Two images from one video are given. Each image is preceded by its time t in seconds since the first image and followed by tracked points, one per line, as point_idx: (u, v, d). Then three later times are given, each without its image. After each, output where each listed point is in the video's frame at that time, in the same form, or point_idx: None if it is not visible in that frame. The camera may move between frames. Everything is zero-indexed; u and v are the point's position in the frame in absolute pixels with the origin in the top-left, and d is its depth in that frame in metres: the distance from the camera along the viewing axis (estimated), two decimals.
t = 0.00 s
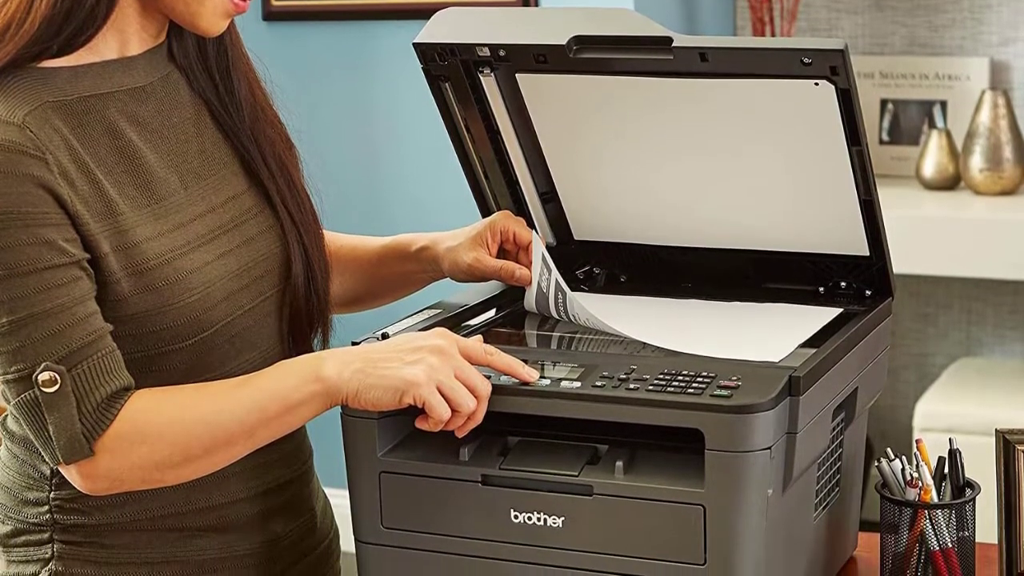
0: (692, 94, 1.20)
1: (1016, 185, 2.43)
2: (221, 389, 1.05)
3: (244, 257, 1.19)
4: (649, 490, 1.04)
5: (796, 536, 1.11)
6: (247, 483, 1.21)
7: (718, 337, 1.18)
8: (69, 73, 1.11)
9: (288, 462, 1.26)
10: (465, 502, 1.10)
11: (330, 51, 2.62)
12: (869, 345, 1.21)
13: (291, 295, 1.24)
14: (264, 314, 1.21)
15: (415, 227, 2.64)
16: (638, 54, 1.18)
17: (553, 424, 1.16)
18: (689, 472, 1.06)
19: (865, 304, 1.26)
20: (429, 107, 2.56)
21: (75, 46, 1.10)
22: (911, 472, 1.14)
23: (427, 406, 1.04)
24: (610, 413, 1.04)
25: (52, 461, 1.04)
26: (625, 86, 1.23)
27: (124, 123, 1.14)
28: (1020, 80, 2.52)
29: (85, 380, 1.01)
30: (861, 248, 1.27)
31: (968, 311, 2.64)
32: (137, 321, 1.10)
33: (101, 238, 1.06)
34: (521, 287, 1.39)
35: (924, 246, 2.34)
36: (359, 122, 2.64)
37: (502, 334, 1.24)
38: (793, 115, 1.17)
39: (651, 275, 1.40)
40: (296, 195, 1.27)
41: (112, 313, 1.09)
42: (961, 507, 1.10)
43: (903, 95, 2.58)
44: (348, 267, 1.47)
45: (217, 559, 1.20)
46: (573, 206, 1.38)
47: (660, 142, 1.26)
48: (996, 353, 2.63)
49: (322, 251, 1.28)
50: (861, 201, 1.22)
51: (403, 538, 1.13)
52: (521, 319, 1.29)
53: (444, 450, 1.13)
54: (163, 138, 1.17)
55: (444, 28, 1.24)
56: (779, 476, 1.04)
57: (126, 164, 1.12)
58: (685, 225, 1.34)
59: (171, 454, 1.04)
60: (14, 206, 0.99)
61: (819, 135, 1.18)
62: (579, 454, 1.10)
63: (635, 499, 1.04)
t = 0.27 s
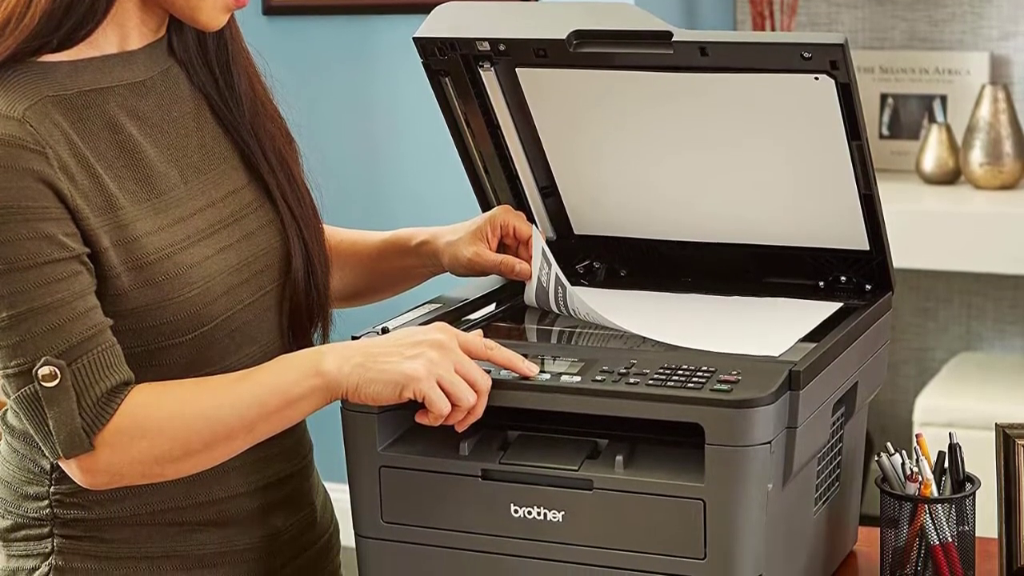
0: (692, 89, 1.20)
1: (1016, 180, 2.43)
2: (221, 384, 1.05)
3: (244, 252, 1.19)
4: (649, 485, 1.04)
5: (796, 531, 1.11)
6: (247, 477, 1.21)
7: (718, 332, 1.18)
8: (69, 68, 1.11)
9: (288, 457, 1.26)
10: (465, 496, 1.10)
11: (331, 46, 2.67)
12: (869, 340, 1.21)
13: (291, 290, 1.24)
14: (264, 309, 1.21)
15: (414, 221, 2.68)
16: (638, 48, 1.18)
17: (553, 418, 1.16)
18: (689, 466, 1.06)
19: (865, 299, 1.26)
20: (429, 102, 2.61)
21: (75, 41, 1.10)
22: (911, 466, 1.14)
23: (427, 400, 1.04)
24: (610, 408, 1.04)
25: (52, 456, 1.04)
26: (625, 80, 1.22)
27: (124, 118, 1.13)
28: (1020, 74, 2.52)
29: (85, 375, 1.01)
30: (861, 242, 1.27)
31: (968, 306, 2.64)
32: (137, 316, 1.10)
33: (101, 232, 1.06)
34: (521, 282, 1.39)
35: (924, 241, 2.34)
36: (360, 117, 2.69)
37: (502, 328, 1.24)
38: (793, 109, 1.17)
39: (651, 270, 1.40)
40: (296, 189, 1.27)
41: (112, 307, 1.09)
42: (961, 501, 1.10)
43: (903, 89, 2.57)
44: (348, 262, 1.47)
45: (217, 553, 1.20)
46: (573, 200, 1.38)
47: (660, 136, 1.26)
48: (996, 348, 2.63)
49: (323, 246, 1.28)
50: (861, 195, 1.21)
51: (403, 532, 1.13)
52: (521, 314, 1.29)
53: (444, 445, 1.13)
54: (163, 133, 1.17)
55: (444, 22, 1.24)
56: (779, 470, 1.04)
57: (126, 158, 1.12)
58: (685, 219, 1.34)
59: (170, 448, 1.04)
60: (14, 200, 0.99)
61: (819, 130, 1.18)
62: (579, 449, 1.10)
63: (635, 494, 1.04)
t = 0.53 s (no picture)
0: (692, 83, 1.20)
1: (1016, 174, 2.43)
2: (222, 378, 1.05)
3: (244, 246, 1.19)
4: (650, 479, 1.04)
5: (796, 525, 1.11)
6: (247, 471, 1.21)
7: (718, 326, 1.18)
8: (68, 62, 1.11)
9: (288, 451, 1.26)
10: (465, 491, 1.10)
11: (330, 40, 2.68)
12: (869, 334, 1.21)
13: (291, 284, 1.24)
14: (263, 303, 1.21)
15: (414, 215, 2.70)
16: (638, 43, 1.17)
17: (553, 413, 1.16)
18: (689, 460, 1.06)
19: (865, 293, 1.26)
20: (429, 96, 2.63)
21: (75, 36, 1.10)
22: (911, 461, 1.14)
23: (427, 394, 1.04)
24: (610, 402, 1.04)
25: (52, 450, 1.04)
26: (625, 74, 1.22)
27: (124, 112, 1.13)
28: (1020, 69, 2.52)
29: (85, 369, 1.01)
30: (861, 236, 1.27)
31: (968, 300, 2.64)
32: (137, 310, 1.10)
33: (101, 227, 1.06)
34: (521, 276, 1.39)
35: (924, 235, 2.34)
36: (359, 111, 2.70)
37: (502, 323, 1.24)
38: (794, 104, 1.17)
39: (651, 264, 1.40)
40: (296, 183, 1.27)
41: (112, 302, 1.09)
42: (960, 496, 1.10)
43: (903, 84, 2.58)
44: (348, 256, 1.47)
45: (217, 548, 1.20)
46: (573, 194, 1.38)
47: (660, 130, 1.26)
48: (995, 342, 2.63)
49: (322, 240, 1.28)
50: (861, 189, 1.21)
51: (403, 526, 1.13)
52: (521, 308, 1.29)
53: (444, 439, 1.13)
54: (163, 128, 1.17)
55: (444, 17, 1.24)
56: (779, 464, 1.04)
57: (126, 152, 1.11)
58: (685, 213, 1.34)
59: (170, 443, 1.04)
60: (14, 195, 0.99)
61: (819, 124, 1.18)
62: (579, 443, 1.10)
63: (635, 488, 1.04)
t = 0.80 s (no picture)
0: (692, 77, 1.20)
1: (1016, 168, 2.43)
2: (222, 372, 1.05)
3: (244, 240, 1.19)
4: (649, 474, 1.04)
5: (796, 519, 1.11)
6: (248, 465, 1.21)
7: (718, 320, 1.18)
8: (68, 56, 1.11)
9: (288, 445, 1.26)
10: (465, 485, 1.10)
11: (330, 34, 2.68)
12: (869, 328, 1.21)
13: (291, 278, 1.24)
14: (264, 298, 1.21)
15: (414, 208, 2.71)
16: (638, 37, 1.17)
17: (553, 407, 1.16)
18: (689, 454, 1.06)
19: (866, 288, 1.25)
20: (430, 90, 2.63)
21: (75, 29, 1.09)
22: (911, 455, 1.14)
23: (427, 388, 1.04)
24: (610, 396, 1.04)
25: (52, 444, 1.04)
26: (625, 68, 1.22)
27: (124, 107, 1.13)
28: (1020, 63, 2.52)
29: (85, 363, 1.01)
30: (861, 230, 1.27)
31: (968, 294, 2.64)
32: (137, 304, 1.10)
33: (101, 221, 1.06)
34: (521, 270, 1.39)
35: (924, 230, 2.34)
36: (359, 105, 2.70)
37: (502, 317, 1.23)
38: (794, 98, 1.17)
39: (651, 259, 1.39)
40: (296, 177, 1.27)
41: (112, 296, 1.09)
42: (961, 490, 1.10)
43: (903, 77, 2.57)
44: (348, 250, 1.47)
45: (217, 542, 1.20)
46: (573, 189, 1.38)
47: (660, 124, 1.26)
48: (996, 336, 2.63)
49: (322, 234, 1.28)
50: (861, 183, 1.21)
51: (403, 520, 1.13)
52: (521, 302, 1.29)
53: (444, 433, 1.13)
54: (163, 122, 1.17)
55: (444, 11, 1.24)
56: (779, 458, 1.04)
57: (126, 146, 1.11)
58: (685, 207, 1.34)
59: (170, 437, 1.04)
60: (14, 189, 0.98)
61: (819, 118, 1.18)
62: (579, 437, 1.10)
63: (635, 482, 1.04)
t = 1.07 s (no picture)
0: (692, 71, 1.20)
1: (1016, 162, 2.43)
2: (222, 366, 1.05)
3: (244, 234, 1.19)
4: (650, 468, 1.04)
5: (796, 513, 1.11)
6: (248, 460, 1.21)
7: (718, 314, 1.18)
8: (68, 50, 1.10)
9: (288, 439, 1.26)
10: (465, 479, 1.10)
11: (330, 28, 2.68)
12: (869, 322, 1.21)
13: (291, 272, 1.24)
14: (264, 292, 1.21)
15: (414, 201, 2.71)
16: (638, 31, 1.17)
17: (554, 401, 1.16)
18: (690, 448, 1.06)
19: (865, 281, 1.25)
20: (430, 84, 2.63)
21: (75, 23, 1.09)
22: (911, 449, 1.14)
23: (427, 382, 1.04)
24: (610, 391, 1.04)
25: (52, 438, 1.04)
26: (625, 62, 1.22)
27: (124, 101, 1.13)
28: (1019, 57, 2.52)
29: (85, 357, 1.01)
30: (861, 225, 1.27)
31: (968, 288, 2.64)
32: (137, 298, 1.10)
33: (101, 215, 1.06)
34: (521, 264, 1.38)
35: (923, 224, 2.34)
36: (359, 99, 2.70)
37: (502, 311, 1.23)
38: (795, 92, 1.17)
39: (651, 254, 1.39)
40: (296, 171, 1.27)
41: (112, 290, 1.09)
42: (960, 484, 1.10)
43: (903, 72, 2.58)
44: (348, 244, 1.47)
45: (217, 536, 1.20)
46: (574, 183, 1.38)
47: (660, 118, 1.26)
48: (996, 330, 2.64)
49: (322, 228, 1.28)
50: (861, 177, 1.21)
51: (404, 514, 1.13)
52: (521, 296, 1.29)
53: (444, 427, 1.13)
54: (163, 116, 1.17)
55: (444, 5, 1.23)
56: (779, 453, 1.04)
57: (126, 140, 1.11)
58: (685, 201, 1.34)
59: (170, 431, 1.04)
60: (14, 183, 0.98)
61: (820, 112, 1.17)
62: (579, 431, 1.10)
63: (635, 476, 1.04)
